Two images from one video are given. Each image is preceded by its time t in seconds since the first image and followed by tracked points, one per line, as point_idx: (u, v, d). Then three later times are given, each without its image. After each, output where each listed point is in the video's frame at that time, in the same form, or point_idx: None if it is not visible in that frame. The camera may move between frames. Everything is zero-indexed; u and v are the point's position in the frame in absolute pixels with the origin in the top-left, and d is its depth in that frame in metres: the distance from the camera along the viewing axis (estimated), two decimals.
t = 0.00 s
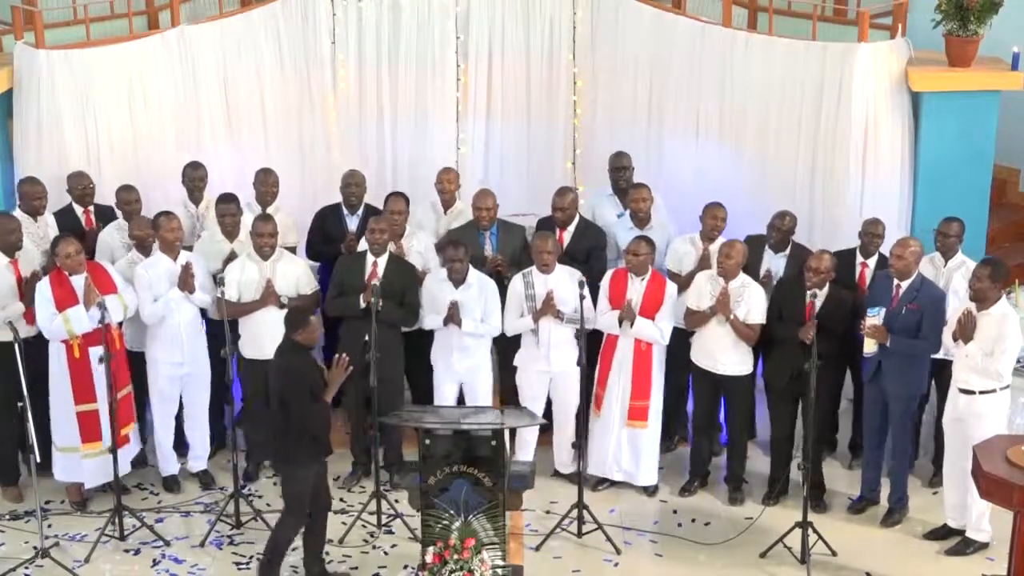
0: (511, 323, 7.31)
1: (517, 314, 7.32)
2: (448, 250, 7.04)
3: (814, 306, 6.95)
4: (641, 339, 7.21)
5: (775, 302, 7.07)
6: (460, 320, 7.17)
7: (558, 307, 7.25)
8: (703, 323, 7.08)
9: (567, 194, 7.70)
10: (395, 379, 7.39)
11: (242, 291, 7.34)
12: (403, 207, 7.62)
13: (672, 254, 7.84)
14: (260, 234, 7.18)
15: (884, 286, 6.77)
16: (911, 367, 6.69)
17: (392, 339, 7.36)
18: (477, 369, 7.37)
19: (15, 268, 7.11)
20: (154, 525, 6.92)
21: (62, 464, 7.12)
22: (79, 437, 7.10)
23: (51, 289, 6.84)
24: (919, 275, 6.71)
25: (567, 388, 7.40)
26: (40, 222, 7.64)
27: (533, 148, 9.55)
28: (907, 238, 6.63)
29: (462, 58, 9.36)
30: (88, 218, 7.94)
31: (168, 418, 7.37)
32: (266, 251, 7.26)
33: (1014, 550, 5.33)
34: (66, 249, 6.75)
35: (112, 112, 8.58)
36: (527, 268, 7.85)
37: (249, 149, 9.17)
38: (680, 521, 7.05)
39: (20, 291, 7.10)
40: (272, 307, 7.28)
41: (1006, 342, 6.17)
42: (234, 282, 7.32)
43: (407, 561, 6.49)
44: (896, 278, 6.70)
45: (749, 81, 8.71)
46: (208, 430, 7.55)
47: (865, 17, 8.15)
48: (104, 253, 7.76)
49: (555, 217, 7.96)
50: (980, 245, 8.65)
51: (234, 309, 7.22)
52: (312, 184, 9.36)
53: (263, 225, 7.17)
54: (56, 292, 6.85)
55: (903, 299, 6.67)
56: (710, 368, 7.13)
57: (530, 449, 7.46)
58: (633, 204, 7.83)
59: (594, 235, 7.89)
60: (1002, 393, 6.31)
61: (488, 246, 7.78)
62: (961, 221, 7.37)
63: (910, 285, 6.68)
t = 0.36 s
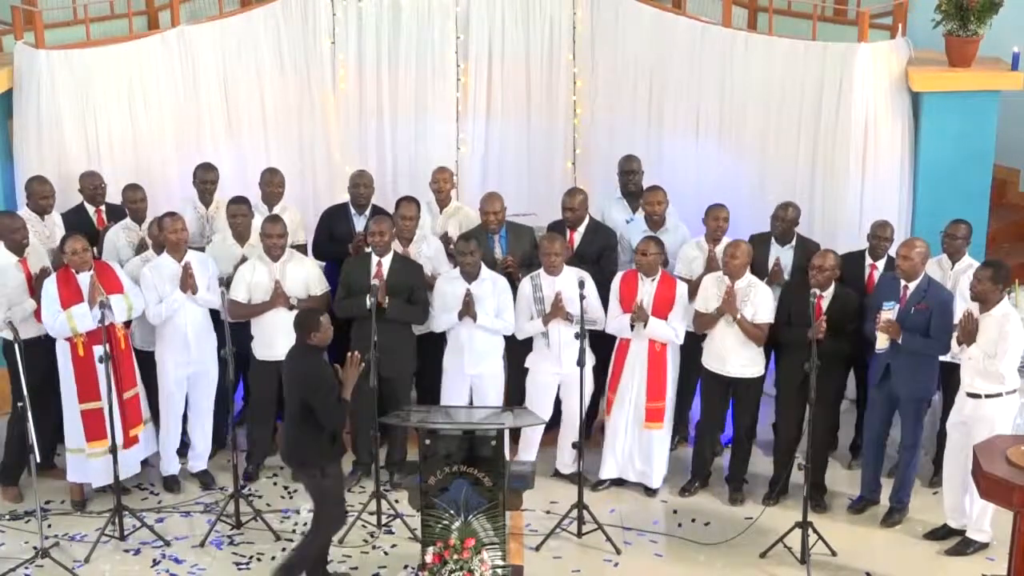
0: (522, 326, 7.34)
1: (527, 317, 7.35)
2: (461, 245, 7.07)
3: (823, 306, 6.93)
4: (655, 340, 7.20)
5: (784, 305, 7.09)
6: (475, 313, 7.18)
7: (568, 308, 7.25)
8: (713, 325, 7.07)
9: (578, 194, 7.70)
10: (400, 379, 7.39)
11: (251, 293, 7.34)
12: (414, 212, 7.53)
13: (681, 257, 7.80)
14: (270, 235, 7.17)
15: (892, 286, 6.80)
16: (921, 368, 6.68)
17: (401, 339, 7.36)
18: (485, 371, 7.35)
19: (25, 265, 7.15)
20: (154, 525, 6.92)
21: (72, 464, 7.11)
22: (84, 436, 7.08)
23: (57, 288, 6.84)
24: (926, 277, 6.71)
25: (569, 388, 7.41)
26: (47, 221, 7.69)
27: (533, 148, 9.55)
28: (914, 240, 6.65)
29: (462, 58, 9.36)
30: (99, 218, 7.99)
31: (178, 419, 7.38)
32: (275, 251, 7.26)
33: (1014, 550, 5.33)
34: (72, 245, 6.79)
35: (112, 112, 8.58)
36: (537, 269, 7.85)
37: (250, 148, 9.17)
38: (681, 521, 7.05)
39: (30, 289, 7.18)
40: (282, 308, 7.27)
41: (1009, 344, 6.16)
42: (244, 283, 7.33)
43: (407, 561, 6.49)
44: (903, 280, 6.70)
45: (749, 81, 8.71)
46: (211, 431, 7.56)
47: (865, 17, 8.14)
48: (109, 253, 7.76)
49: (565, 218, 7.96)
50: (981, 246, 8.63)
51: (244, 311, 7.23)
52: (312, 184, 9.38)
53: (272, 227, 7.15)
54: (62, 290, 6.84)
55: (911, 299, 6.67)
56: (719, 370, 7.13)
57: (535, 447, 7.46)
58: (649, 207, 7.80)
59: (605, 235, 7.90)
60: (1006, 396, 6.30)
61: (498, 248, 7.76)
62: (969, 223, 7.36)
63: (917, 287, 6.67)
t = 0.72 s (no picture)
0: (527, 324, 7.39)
1: (530, 314, 7.39)
2: (467, 244, 7.07)
3: (823, 303, 6.96)
4: (660, 338, 7.22)
5: (785, 305, 7.10)
6: (478, 309, 7.15)
7: (570, 306, 7.25)
8: (713, 324, 7.08)
9: (582, 193, 7.72)
10: (403, 379, 7.40)
11: (254, 292, 7.32)
12: (416, 209, 7.57)
13: (683, 257, 7.79)
14: (271, 235, 7.15)
15: (893, 285, 6.78)
16: (922, 370, 6.68)
17: (403, 336, 7.36)
18: (488, 371, 7.35)
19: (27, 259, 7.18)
20: (154, 525, 6.92)
21: (68, 462, 7.09)
22: (77, 434, 7.07)
23: (59, 286, 6.84)
24: (928, 277, 6.70)
25: (570, 389, 7.42)
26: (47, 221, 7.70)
27: (533, 148, 9.55)
28: (917, 239, 6.63)
29: (462, 58, 9.36)
30: (100, 215, 7.98)
31: (180, 419, 7.38)
32: (276, 251, 7.24)
33: (1014, 550, 5.33)
34: (77, 242, 6.79)
35: (112, 112, 8.58)
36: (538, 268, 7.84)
37: (249, 147, 9.16)
38: (680, 521, 7.05)
39: (33, 280, 7.19)
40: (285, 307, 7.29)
41: (1008, 344, 6.16)
42: (246, 282, 7.31)
43: (407, 561, 6.49)
44: (905, 280, 6.69)
45: (749, 81, 8.71)
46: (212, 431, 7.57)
47: (865, 17, 8.15)
48: (114, 251, 7.76)
49: (568, 219, 7.96)
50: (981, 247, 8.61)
51: (248, 311, 7.24)
52: (312, 184, 9.37)
53: (274, 227, 7.14)
54: (63, 287, 6.85)
55: (913, 299, 6.66)
56: (721, 370, 7.13)
57: (541, 448, 7.45)
58: (656, 204, 7.84)
59: (609, 235, 7.91)
60: (1006, 396, 6.30)
61: (499, 245, 7.77)
62: (974, 224, 7.36)
63: (919, 286, 6.66)
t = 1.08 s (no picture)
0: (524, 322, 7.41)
1: (528, 312, 7.42)
2: (467, 240, 7.11)
3: (820, 301, 7.01)
4: (659, 336, 7.21)
5: (784, 305, 7.14)
6: (478, 308, 7.16)
7: (568, 304, 7.27)
8: (713, 323, 7.07)
9: (580, 194, 7.69)
10: (403, 378, 7.40)
11: (254, 291, 7.31)
12: (413, 209, 7.56)
13: (682, 257, 7.82)
14: (271, 233, 7.16)
15: (891, 285, 6.80)
16: (921, 368, 6.67)
17: (401, 337, 7.35)
18: (487, 370, 7.33)
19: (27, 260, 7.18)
20: (154, 525, 6.92)
21: (64, 462, 7.10)
22: (76, 434, 7.08)
23: (56, 285, 6.84)
24: (927, 276, 6.70)
25: (569, 388, 7.43)
26: (46, 221, 7.69)
27: (533, 148, 9.55)
28: (916, 239, 6.63)
29: (462, 58, 9.36)
30: (99, 214, 7.99)
31: (179, 418, 7.38)
32: (275, 250, 7.25)
33: (1014, 550, 5.33)
34: (76, 242, 6.79)
35: (112, 112, 8.58)
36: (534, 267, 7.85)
37: (249, 147, 9.16)
38: (680, 521, 7.05)
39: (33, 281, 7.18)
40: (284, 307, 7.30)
41: (1006, 343, 6.16)
42: (247, 281, 7.29)
43: (407, 561, 6.49)
44: (904, 281, 6.69)
45: (749, 82, 8.71)
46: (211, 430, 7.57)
47: (865, 17, 8.15)
48: (115, 249, 7.75)
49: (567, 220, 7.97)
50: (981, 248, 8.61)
51: (248, 310, 7.23)
52: (312, 185, 9.37)
53: (274, 225, 7.15)
54: (61, 288, 6.84)
55: (912, 299, 6.67)
56: (721, 370, 7.13)
57: (539, 447, 7.45)
58: (657, 205, 7.82)
59: (608, 236, 7.91)
60: (1005, 396, 6.29)
61: (495, 245, 7.75)
62: (974, 224, 7.36)
63: (918, 286, 6.67)
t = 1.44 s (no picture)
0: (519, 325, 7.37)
1: (525, 315, 7.38)
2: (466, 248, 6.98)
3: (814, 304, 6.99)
4: (656, 338, 7.22)
5: (780, 307, 7.13)
6: (475, 314, 7.17)
7: (565, 308, 7.27)
8: (711, 324, 7.07)
9: (574, 198, 7.69)
10: (402, 378, 7.41)
11: (252, 292, 7.32)
12: (407, 209, 7.53)
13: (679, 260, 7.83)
14: (270, 234, 7.15)
15: (889, 284, 6.78)
16: (917, 365, 6.68)
17: (398, 338, 7.34)
18: (487, 372, 7.34)
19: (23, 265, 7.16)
20: (154, 525, 6.92)
21: (62, 464, 7.12)
22: (71, 436, 7.06)
23: (54, 284, 6.84)
24: (924, 275, 6.70)
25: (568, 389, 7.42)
26: (42, 223, 7.68)
27: (533, 148, 9.55)
28: (913, 238, 6.63)
29: (462, 58, 9.35)
30: (95, 217, 7.99)
31: (179, 419, 7.38)
32: (275, 251, 7.24)
33: (1014, 549, 5.32)
34: (76, 244, 6.83)
35: (112, 112, 8.58)
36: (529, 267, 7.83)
37: (249, 147, 9.16)
38: (680, 521, 7.05)
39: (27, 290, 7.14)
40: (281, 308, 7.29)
41: (1002, 342, 6.17)
42: (244, 281, 7.31)
43: (407, 561, 6.49)
44: (901, 279, 6.68)
45: (749, 82, 8.71)
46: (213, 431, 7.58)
47: (865, 17, 8.15)
48: (114, 254, 7.79)
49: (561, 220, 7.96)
50: (980, 247, 8.61)
51: (245, 310, 7.23)
52: (312, 185, 9.36)
53: (273, 226, 7.15)
54: (59, 287, 6.85)
55: (909, 298, 6.65)
56: (719, 369, 7.13)
57: (535, 447, 7.45)
58: (654, 205, 7.81)
59: (601, 236, 7.92)
60: (1003, 395, 6.29)
61: (490, 244, 7.75)
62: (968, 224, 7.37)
63: (915, 285, 6.66)
